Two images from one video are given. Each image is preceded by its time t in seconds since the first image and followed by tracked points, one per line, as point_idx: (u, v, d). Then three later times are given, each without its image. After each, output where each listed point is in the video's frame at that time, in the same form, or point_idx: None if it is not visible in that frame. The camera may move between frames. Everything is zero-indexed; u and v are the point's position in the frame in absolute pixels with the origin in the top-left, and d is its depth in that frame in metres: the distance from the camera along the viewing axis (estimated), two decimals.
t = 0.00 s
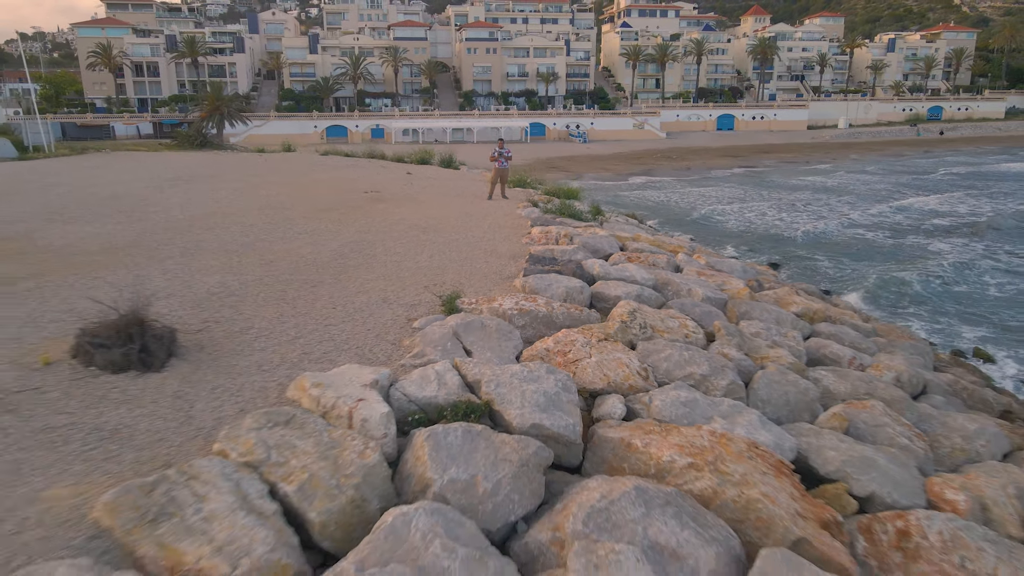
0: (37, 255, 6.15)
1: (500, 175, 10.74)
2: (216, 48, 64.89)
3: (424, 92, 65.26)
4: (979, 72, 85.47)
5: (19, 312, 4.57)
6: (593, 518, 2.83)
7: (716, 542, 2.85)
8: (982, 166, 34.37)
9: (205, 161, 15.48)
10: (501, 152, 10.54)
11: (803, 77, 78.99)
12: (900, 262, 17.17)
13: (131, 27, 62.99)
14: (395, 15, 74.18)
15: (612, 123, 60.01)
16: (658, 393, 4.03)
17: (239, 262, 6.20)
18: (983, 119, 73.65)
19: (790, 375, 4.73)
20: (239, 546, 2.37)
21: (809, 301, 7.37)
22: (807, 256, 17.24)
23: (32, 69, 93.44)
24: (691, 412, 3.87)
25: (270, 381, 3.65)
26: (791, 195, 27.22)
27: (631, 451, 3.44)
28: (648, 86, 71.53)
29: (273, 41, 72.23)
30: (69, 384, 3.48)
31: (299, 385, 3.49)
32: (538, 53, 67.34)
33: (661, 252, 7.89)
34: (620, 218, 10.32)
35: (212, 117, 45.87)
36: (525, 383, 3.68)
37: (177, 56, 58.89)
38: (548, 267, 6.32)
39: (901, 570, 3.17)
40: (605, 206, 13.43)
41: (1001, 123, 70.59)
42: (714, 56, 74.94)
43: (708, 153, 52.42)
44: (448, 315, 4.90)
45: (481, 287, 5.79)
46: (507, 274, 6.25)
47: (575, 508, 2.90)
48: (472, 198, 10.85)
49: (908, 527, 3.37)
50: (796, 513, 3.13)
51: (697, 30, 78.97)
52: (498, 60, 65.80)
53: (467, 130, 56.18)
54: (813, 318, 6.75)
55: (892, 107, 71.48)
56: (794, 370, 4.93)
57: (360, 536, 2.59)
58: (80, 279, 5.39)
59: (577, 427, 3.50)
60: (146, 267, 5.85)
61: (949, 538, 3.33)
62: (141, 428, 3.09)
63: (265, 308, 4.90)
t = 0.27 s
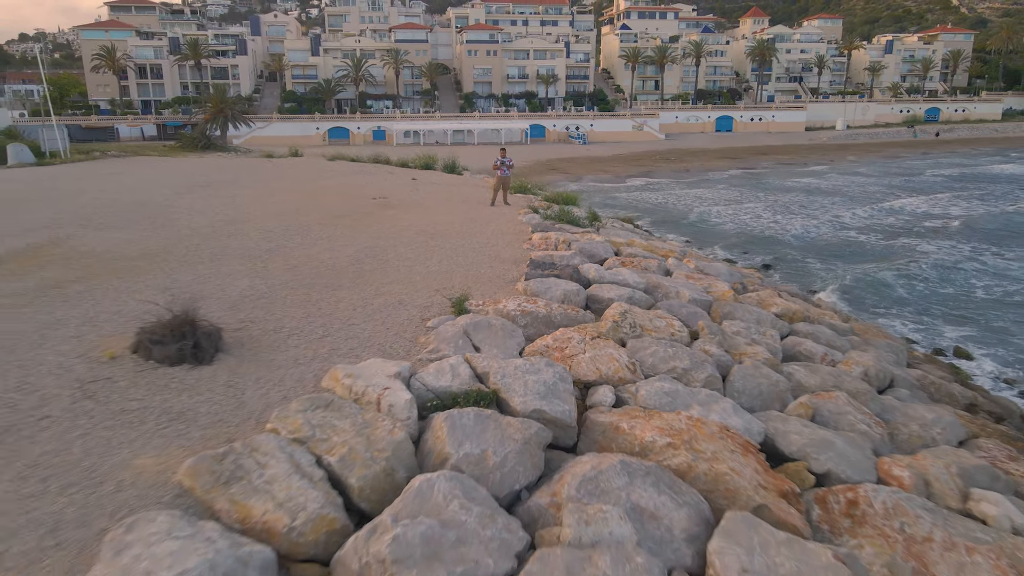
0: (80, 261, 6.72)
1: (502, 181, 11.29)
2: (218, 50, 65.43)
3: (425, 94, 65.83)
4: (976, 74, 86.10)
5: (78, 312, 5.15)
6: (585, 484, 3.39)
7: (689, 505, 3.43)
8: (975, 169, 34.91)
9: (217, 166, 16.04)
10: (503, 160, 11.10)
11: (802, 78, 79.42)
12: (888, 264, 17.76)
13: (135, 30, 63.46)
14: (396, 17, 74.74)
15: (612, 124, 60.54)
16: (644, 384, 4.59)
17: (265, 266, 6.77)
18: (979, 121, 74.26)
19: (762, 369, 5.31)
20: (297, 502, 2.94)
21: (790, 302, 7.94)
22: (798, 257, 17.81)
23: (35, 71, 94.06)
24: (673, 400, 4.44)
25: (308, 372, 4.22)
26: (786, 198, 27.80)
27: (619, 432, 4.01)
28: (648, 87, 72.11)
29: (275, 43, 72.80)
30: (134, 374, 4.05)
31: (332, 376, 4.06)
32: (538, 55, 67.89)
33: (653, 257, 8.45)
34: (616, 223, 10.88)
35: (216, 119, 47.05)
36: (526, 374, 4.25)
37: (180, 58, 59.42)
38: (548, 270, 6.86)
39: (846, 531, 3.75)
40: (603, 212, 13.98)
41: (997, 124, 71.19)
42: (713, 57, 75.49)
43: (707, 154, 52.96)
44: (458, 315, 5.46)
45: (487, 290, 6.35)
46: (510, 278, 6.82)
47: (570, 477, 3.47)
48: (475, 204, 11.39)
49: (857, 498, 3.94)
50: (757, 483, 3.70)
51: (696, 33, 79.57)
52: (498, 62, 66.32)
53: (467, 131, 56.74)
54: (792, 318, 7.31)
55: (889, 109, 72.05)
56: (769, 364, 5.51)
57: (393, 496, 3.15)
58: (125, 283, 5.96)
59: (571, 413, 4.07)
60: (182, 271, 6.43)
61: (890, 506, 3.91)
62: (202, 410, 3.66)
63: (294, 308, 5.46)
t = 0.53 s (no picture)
0: (115, 262, 7.29)
1: (505, 186, 11.85)
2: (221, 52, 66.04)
3: (426, 95, 66.43)
4: (973, 75, 86.73)
5: (124, 309, 5.71)
6: (580, 453, 3.94)
7: (669, 472, 3.99)
8: (969, 171, 35.49)
9: (228, 170, 16.63)
10: (505, 166, 11.65)
11: (800, 79, 79.77)
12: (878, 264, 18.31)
13: (138, 32, 64.02)
14: (398, 19, 75.40)
15: (611, 126, 61.17)
16: (634, 371, 5.15)
17: (286, 267, 7.34)
18: (976, 122, 74.80)
19: (741, 359, 5.88)
20: (337, 464, 3.51)
21: (773, 300, 8.51)
22: (790, 257, 18.35)
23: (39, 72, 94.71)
24: (659, 384, 5.01)
25: (335, 361, 4.78)
26: (782, 199, 28.37)
27: (610, 412, 4.57)
28: (647, 89, 72.75)
29: (277, 45, 73.46)
30: (185, 360, 4.62)
31: (358, 363, 4.64)
32: (538, 57, 68.45)
33: (646, 257, 9.01)
34: (612, 226, 11.43)
35: (220, 121, 47.66)
36: (528, 362, 4.81)
37: (184, 60, 60.04)
38: (547, 271, 7.42)
39: (808, 497, 4.31)
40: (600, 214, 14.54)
41: (994, 126, 71.79)
42: (712, 59, 76.12)
43: (705, 155, 53.54)
44: (466, 310, 6.02)
45: (492, 288, 6.91)
46: (514, 277, 7.38)
47: (567, 447, 4.03)
48: (478, 207, 11.93)
49: (818, 469, 4.51)
50: (730, 454, 4.26)
51: (695, 34, 80.17)
52: (498, 63, 66.92)
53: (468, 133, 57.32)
54: (774, 315, 7.88)
55: (887, 110, 72.64)
56: (748, 355, 6.08)
57: (416, 461, 3.72)
58: (161, 282, 6.53)
59: (568, 395, 4.63)
60: (211, 271, 7.00)
61: (848, 476, 4.48)
62: (248, 391, 4.22)
63: (318, 304, 6.03)
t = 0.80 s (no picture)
0: (147, 262, 7.86)
1: (507, 190, 12.43)
2: (224, 54, 66.56)
3: (428, 97, 66.96)
4: (970, 76, 87.37)
5: (163, 305, 6.29)
6: (576, 428, 4.53)
7: (655, 445, 4.57)
8: (962, 172, 36.10)
9: (237, 173, 17.16)
10: (507, 170, 12.20)
11: (798, 81, 80.21)
12: (869, 264, 18.90)
13: (141, 34, 64.50)
14: (398, 21, 75.98)
15: (611, 127, 61.75)
16: (625, 360, 5.73)
17: (304, 266, 7.91)
18: (973, 123, 75.38)
19: (724, 350, 6.47)
20: (367, 434, 4.09)
21: (759, 297, 9.08)
22: (783, 258, 18.91)
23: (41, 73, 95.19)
24: (649, 371, 5.58)
25: (359, 349, 5.38)
26: (777, 202, 28.97)
27: (605, 393, 5.15)
28: (646, 90, 73.39)
29: (279, 47, 74.06)
30: (224, 348, 5.20)
31: (379, 351, 5.22)
32: (538, 59, 68.96)
33: (640, 257, 9.59)
34: (609, 228, 12.00)
35: (224, 122, 48.15)
36: (530, 351, 5.40)
37: (187, 62, 60.56)
38: (547, 270, 8.00)
39: (778, 468, 4.89)
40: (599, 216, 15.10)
41: (991, 127, 72.41)
42: (711, 61, 76.73)
43: (704, 156, 54.12)
44: (473, 305, 6.60)
45: (496, 285, 7.49)
46: (516, 276, 7.95)
47: (565, 423, 4.61)
48: (481, 209, 12.47)
49: (789, 445, 5.09)
50: (709, 430, 4.85)
51: (694, 36, 80.74)
52: (499, 65, 67.47)
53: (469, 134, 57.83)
54: (758, 310, 8.46)
55: (884, 111, 73.23)
56: (732, 347, 6.67)
57: (435, 433, 4.31)
58: (191, 280, 7.10)
59: (566, 380, 5.22)
60: (236, 270, 7.58)
61: (813, 451, 5.06)
62: (284, 375, 4.80)
63: (338, 299, 6.62)
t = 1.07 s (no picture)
0: (175, 263, 8.47)
1: (508, 194, 13.03)
2: (226, 56, 67.12)
3: (429, 98, 67.51)
4: (967, 78, 88.07)
5: (195, 302, 6.89)
6: (573, 410, 5.13)
7: (642, 425, 5.18)
8: (955, 175, 36.77)
9: (247, 176, 17.78)
10: (509, 175, 12.79)
11: (796, 82, 80.97)
12: (859, 264, 19.52)
13: (145, 36, 64.98)
14: (400, 23, 76.61)
15: (610, 128, 62.36)
16: (617, 351, 6.34)
17: (321, 266, 8.51)
18: (970, 124, 75.97)
19: (708, 343, 7.07)
20: (391, 414, 4.68)
21: (746, 296, 9.69)
22: (776, 259, 19.48)
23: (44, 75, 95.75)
24: (638, 362, 6.19)
25: (377, 342, 5.99)
26: (772, 205, 29.63)
27: (598, 381, 5.76)
28: (645, 92, 73.98)
29: (281, 48, 74.69)
30: (258, 340, 5.82)
31: (396, 344, 5.84)
32: (538, 60, 69.52)
33: (634, 258, 10.19)
34: (605, 230, 12.59)
35: (228, 124, 48.68)
36: (531, 344, 6.00)
37: (190, 64, 61.11)
38: (547, 271, 8.60)
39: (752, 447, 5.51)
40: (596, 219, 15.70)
41: (987, 128, 73.05)
42: (709, 62, 77.31)
43: (702, 157, 54.69)
44: (479, 303, 7.20)
45: (500, 284, 8.08)
46: (518, 276, 8.55)
47: (563, 407, 5.22)
48: (484, 212, 13.06)
49: (763, 427, 5.69)
50: (691, 413, 5.46)
51: (693, 38, 81.31)
52: (500, 66, 68.08)
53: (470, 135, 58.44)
54: (744, 308, 9.06)
55: (882, 112, 73.86)
56: (715, 341, 7.29)
57: (448, 414, 4.91)
58: (218, 279, 7.71)
59: (564, 369, 5.82)
60: (258, 270, 8.18)
61: (785, 432, 5.67)
62: (314, 364, 5.41)
63: (355, 297, 7.23)
